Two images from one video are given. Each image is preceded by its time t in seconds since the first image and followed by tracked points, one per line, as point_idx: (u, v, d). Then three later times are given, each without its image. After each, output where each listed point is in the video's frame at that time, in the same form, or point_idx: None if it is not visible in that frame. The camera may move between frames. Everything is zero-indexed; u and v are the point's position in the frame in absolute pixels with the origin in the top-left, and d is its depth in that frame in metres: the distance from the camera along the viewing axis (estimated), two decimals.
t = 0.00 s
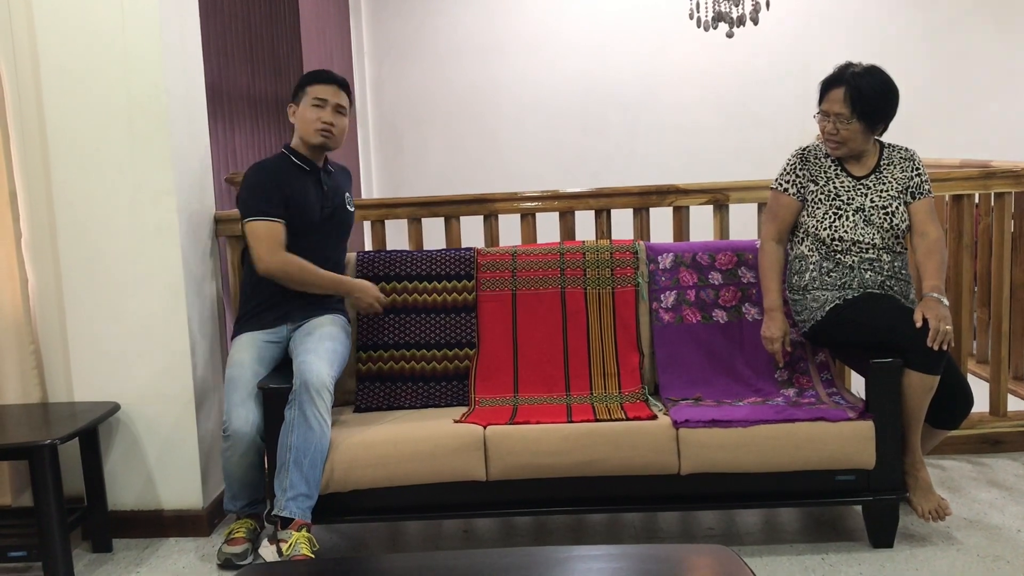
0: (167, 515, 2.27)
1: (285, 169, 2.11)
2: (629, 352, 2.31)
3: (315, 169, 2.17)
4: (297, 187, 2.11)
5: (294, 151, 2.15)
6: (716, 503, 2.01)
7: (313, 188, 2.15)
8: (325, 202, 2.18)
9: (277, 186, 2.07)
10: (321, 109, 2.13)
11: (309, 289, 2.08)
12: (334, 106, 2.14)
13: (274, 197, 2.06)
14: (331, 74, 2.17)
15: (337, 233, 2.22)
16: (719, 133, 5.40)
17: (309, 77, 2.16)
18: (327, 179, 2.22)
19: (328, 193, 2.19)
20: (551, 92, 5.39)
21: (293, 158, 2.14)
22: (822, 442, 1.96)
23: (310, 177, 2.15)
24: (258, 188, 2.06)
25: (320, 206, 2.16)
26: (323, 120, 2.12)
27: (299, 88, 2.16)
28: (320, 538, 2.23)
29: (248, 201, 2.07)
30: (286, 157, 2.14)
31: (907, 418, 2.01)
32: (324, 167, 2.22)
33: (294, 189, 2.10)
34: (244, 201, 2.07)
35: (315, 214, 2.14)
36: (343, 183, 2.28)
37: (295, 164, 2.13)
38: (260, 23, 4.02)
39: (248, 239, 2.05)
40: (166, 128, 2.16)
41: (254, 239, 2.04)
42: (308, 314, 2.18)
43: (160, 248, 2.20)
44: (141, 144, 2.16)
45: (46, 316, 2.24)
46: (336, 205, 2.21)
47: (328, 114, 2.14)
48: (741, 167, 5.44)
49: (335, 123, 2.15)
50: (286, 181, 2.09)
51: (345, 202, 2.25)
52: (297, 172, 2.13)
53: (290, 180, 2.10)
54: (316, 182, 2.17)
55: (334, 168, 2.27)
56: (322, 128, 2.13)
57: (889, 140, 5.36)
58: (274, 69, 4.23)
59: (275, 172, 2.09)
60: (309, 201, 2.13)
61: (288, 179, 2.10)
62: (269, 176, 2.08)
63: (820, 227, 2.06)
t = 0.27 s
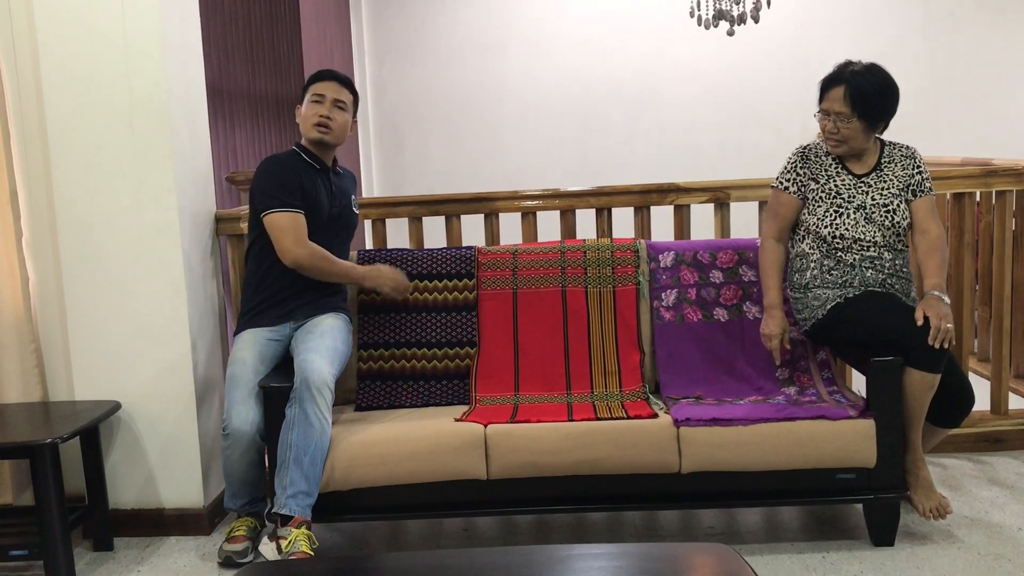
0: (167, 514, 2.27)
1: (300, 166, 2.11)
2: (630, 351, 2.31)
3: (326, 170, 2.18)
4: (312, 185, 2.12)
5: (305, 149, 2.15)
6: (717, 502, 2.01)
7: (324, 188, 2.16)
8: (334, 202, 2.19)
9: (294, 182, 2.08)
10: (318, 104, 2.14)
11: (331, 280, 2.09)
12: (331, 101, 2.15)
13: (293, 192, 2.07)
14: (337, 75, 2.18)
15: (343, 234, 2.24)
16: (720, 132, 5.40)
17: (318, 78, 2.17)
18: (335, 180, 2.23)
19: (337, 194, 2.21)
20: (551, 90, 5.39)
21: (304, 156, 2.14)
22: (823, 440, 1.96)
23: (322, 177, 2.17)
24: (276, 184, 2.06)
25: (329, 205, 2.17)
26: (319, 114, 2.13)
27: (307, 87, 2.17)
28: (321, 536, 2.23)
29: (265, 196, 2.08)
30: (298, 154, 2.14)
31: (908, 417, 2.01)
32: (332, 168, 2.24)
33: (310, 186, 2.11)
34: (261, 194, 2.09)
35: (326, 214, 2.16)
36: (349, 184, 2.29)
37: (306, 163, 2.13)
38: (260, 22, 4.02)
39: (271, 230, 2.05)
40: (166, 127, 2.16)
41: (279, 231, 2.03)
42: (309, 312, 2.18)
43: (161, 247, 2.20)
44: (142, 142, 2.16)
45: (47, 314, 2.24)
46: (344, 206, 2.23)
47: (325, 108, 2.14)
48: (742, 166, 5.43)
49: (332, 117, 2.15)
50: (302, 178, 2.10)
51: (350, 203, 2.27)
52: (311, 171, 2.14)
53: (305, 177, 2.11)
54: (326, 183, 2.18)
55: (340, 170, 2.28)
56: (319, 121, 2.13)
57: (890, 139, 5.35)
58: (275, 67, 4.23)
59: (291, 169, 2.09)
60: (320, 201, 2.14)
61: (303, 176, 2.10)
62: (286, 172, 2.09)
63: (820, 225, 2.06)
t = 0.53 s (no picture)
0: (167, 512, 2.27)
1: (307, 166, 2.12)
2: (629, 349, 2.31)
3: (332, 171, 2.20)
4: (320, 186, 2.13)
5: (312, 150, 2.16)
6: (717, 500, 2.01)
7: (331, 189, 2.18)
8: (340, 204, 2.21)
9: (303, 183, 2.08)
10: (319, 103, 2.15)
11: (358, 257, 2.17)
12: (331, 99, 2.15)
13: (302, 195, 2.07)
14: (341, 76, 2.19)
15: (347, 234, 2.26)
16: (719, 129, 5.40)
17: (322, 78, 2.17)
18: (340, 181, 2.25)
19: (342, 196, 2.23)
20: (550, 88, 5.38)
21: (311, 157, 2.15)
22: (822, 438, 1.96)
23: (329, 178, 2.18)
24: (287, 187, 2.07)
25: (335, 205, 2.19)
26: (320, 113, 2.13)
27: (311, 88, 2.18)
28: (321, 535, 2.23)
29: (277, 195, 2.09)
30: (307, 155, 2.15)
31: (906, 414, 2.01)
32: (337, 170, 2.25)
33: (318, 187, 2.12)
34: (273, 192, 2.10)
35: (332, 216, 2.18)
36: (352, 186, 2.30)
37: (312, 164, 2.14)
38: (258, 20, 4.01)
39: (298, 226, 2.06)
40: (165, 125, 2.16)
41: (308, 225, 2.05)
42: (309, 310, 2.18)
43: (160, 245, 2.20)
44: (140, 141, 2.16)
45: (46, 313, 2.24)
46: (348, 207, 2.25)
47: (325, 107, 2.14)
48: (741, 164, 5.43)
49: (332, 116, 2.14)
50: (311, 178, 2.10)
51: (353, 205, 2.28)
52: (320, 171, 2.15)
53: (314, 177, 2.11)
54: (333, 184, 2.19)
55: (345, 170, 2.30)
56: (319, 121, 2.13)
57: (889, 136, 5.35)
58: (273, 65, 4.22)
59: (298, 170, 2.10)
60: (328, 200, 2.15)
61: (312, 176, 2.11)
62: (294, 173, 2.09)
63: (818, 221, 2.06)
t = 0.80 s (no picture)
0: (164, 512, 2.27)
1: (308, 167, 2.11)
2: (626, 347, 2.31)
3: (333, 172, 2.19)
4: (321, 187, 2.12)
5: (313, 151, 2.16)
6: (714, 497, 2.01)
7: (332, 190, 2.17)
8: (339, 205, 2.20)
9: (304, 184, 2.08)
10: (316, 107, 2.14)
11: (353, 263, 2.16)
12: (328, 103, 2.14)
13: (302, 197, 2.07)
14: (342, 78, 2.19)
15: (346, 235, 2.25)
16: (716, 128, 5.40)
17: (323, 79, 2.17)
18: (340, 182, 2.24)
19: (342, 197, 2.22)
20: (547, 87, 5.38)
21: (312, 158, 2.14)
22: (818, 435, 1.96)
23: (329, 179, 2.17)
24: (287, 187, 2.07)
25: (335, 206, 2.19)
26: (316, 117, 2.13)
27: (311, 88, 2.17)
28: (318, 534, 2.23)
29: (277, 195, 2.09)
30: (308, 155, 2.14)
31: (903, 412, 2.01)
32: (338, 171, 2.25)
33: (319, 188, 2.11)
34: (273, 192, 2.10)
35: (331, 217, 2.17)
36: (352, 188, 2.30)
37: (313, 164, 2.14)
38: (255, 19, 4.01)
39: (297, 224, 2.05)
40: (161, 124, 2.15)
41: (308, 223, 2.05)
42: (305, 309, 2.17)
43: (156, 245, 2.19)
44: (136, 139, 2.16)
45: (42, 313, 2.24)
46: (348, 208, 2.24)
47: (322, 111, 2.13)
48: (738, 162, 5.43)
49: (330, 120, 2.14)
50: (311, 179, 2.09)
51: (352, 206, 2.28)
52: (321, 172, 2.14)
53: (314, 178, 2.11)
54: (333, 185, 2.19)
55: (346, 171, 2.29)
56: (316, 125, 2.13)
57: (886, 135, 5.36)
58: (270, 64, 4.22)
59: (299, 171, 2.09)
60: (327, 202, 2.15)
61: (312, 177, 2.10)
62: (295, 173, 2.08)
63: (814, 219, 2.06)
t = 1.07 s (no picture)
0: (161, 512, 2.27)
1: (301, 168, 2.11)
2: (622, 346, 2.31)
3: (326, 173, 2.19)
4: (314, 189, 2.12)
5: (307, 154, 2.16)
6: (710, 497, 2.01)
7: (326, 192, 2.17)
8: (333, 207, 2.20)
9: (296, 185, 2.08)
10: (312, 113, 2.14)
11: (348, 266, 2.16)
12: (324, 111, 2.13)
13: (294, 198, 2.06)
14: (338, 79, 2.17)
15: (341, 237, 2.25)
16: (712, 127, 5.40)
17: (318, 80, 2.16)
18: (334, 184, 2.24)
19: (335, 199, 2.22)
20: (544, 87, 5.38)
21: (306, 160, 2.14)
22: (815, 434, 1.96)
23: (323, 180, 2.17)
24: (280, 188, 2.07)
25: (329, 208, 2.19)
26: (312, 124, 2.13)
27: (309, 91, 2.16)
28: (314, 534, 2.22)
29: (270, 196, 2.09)
30: (301, 157, 2.14)
31: (899, 411, 2.02)
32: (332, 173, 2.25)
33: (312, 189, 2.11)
34: (268, 193, 2.09)
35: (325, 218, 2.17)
36: (346, 189, 2.30)
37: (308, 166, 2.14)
38: (251, 19, 4.01)
39: (293, 226, 2.05)
40: (157, 124, 2.15)
41: (303, 225, 2.05)
42: (302, 309, 2.17)
43: (152, 245, 2.19)
44: (132, 140, 2.15)
45: (38, 313, 2.23)
46: (342, 210, 2.24)
47: (318, 118, 2.13)
48: (735, 161, 5.44)
49: (325, 127, 2.14)
50: (304, 180, 2.09)
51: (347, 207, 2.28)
52: (314, 173, 2.14)
53: (307, 179, 2.10)
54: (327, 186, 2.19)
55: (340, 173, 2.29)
56: (311, 133, 2.13)
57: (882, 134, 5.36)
58: (266, 64, 4.21)
59: (292, 172, 2.09)
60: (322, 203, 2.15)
61: (306, 178, 2.10)
62: (288, 175, 2.08)
63: (811, 219, 2.06)
